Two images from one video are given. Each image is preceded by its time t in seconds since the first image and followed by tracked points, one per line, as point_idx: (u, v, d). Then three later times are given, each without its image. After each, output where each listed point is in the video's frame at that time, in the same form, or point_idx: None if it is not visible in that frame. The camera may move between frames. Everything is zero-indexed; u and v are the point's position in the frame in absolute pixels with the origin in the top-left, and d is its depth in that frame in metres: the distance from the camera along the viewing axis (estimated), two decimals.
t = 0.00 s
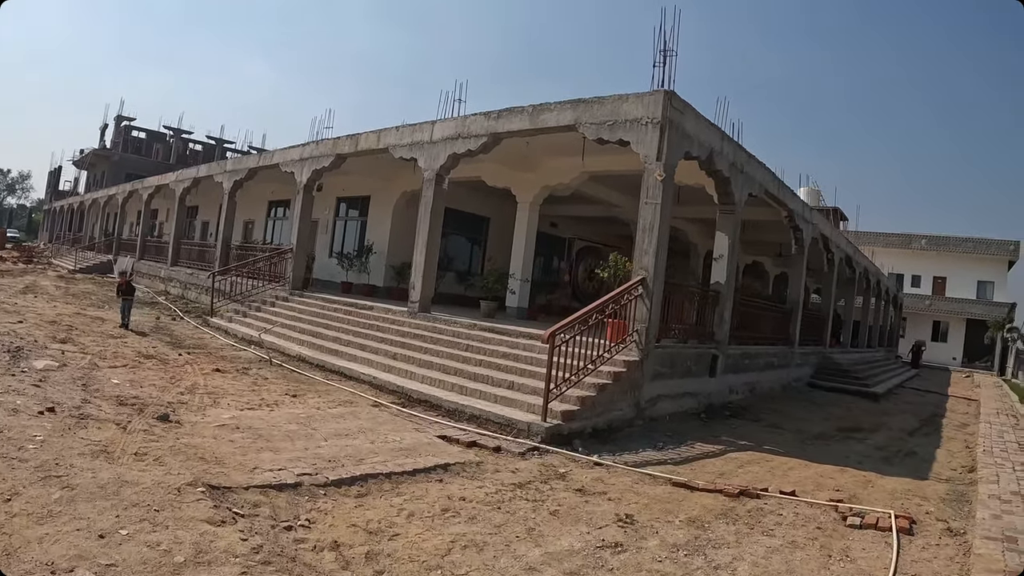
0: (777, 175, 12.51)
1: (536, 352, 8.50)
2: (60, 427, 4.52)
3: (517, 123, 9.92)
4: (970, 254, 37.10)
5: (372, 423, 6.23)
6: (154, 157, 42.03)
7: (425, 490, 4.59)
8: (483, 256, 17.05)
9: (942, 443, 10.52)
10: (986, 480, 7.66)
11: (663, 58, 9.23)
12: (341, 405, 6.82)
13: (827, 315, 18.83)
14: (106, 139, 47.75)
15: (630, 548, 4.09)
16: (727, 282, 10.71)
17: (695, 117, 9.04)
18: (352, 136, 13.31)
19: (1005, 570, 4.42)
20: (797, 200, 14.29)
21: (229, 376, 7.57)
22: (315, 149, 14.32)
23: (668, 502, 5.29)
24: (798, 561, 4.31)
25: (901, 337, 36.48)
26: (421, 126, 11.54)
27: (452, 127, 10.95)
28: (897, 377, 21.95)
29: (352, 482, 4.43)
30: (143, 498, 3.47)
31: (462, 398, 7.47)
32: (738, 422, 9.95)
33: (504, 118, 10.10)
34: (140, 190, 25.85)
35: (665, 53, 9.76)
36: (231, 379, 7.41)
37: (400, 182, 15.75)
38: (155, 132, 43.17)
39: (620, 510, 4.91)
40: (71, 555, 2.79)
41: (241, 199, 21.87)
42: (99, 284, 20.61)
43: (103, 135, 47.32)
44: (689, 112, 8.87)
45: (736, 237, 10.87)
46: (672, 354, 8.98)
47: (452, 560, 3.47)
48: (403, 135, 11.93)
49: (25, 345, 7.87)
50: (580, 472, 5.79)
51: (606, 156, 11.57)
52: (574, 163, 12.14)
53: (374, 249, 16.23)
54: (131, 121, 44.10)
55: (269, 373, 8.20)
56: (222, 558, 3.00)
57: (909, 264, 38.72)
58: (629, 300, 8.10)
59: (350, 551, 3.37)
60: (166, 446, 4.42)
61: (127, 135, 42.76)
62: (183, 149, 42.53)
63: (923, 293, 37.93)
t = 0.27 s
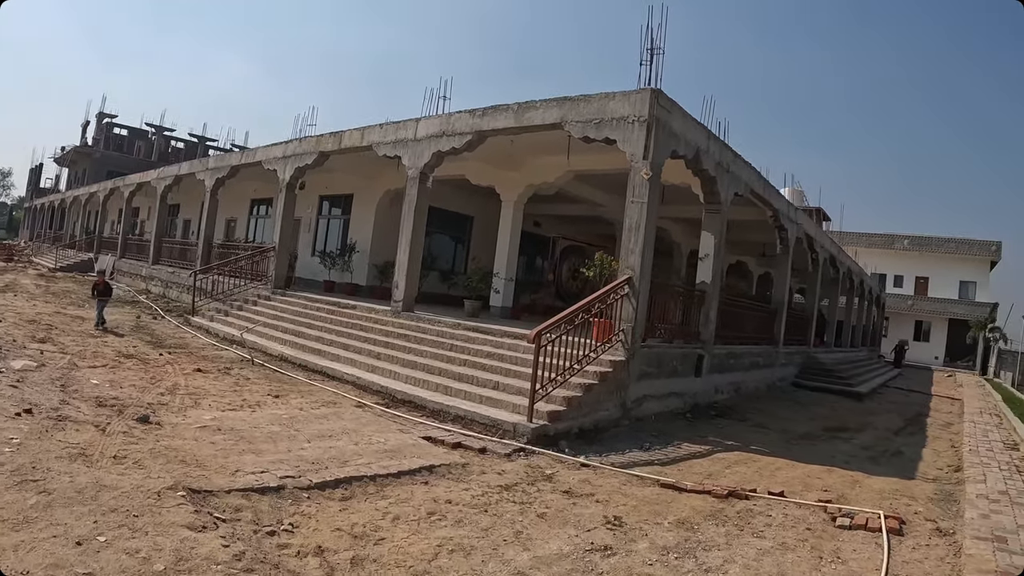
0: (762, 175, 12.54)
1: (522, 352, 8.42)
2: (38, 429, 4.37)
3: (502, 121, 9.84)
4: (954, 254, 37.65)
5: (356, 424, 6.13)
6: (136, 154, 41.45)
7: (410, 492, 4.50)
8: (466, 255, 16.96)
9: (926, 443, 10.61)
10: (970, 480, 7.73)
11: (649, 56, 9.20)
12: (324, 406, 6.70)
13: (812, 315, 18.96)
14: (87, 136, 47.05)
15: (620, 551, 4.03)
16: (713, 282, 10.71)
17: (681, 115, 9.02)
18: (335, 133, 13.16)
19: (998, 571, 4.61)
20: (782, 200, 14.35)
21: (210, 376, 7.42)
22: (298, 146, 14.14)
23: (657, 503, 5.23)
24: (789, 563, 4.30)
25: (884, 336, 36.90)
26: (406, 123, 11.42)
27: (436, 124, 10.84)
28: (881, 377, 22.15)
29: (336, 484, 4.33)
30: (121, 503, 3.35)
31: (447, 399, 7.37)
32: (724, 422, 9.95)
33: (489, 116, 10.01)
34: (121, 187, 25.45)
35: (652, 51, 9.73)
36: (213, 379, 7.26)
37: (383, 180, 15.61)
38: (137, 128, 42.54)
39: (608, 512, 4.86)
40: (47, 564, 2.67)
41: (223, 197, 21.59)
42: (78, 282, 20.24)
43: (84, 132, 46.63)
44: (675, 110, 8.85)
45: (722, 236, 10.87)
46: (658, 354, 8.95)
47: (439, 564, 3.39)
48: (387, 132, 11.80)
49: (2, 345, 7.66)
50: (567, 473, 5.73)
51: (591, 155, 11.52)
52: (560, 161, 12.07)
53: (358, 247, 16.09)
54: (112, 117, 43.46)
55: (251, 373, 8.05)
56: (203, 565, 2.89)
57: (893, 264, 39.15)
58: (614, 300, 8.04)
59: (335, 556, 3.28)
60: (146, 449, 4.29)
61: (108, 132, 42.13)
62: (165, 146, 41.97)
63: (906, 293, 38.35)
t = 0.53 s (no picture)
0: (760, 174, 12.50)
1: (520, 353, 8.34)
2: (29, 433, 4.26)
3: (500, 119, 9.75)
4: (946, 254, 37.89)
5: (353, 426, 6.03)
6: (128, 152, 41.10)
7: (411, 497, 4.42)
8: (461, 254, 16.86)
9: (924, 444, 10.60)
10: (970, 482, 7.72)
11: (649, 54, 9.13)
12: (321, 408, 6.59)
13: (808, 314, 18.98)
14: (78, 134, 46.66)
15: (626, 557, 3.97)
16: (711, 281, 10.66)
17: (680, 114, 8.95)
18: (330, 131, 13.04)
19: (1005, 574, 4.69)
20: (779, 199, 14.32)
21: (204, 378, 7.30)
22: (292, 145, 14.01)
23: (660, 507, 5.17)
24: (796, 567, 4.28)
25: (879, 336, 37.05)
26: (401, 121, 11.32)
27: (432, 122, 10.74)
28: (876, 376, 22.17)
29: (336, 489, 4.25)
30: (116, 512, 3.25)
31: (445, 400, 7.28)
32: (723, 422, 9.89)
33: (486, 114, 9.92)
34: (112, 186, 25.21)
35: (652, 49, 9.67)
36: (207, 381, 7.14)
37: (378, 179, 15.49)
38: (129, 126, 42.20)
39: (612, 515, 4.79)
40: None
41: (216, 195, 21.41)
42: (70, 282, 20.03)
43: (76, 130, 46.27)
44: (675, 109, 8.79)
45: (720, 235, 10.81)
46: (657, 354, 8.89)
47: (444, 572, 3.31)
48: (383, 130, 11.68)
49: None
50: (569, 476, 5.65)
51: (589, 154, 11.42)
52: (557, 160, 11.96)
53: (352, 246, 15.97)
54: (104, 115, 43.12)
55: (246, 374, 7.94)
56: None
57: (887, 263, 39.29)
58: (614, 300, 7.96)
59: (337, 565, 3.20)
60: (140, 454, 4.19)
61: (100, 130, 41.78)
62: (157, 145, 41.66)
63: (900, 293, 38.48)
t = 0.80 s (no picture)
0: (759, 174, 12.47)
1: (520, 355, 8.25)
2: (23, 443, 4.16)
3: (499, 119, 9.66)
4: (941, 253, 38.09)
5: (354, 431, 5.93)
6: (121, 152, 40.82)
7: (415, 505, 4.34)
8: (458, 255, 16.77)
9: (924, 445, 10.59)
10: (974, 484, 7.71)
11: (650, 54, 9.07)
12: (320, 412, 6.49)
13: (806, 314, 18.99)
14: (71, 133, 46.36)
15: (637, 565, 3.90)
16: (712, 281, 10.60)
17: (682, 114, 8.89)
18: (326, 131, 12.93)
19: None
20: (778, 199, 14.29)
21: (201, 382, 7.19)
22: (288, 144, 13.88)
23: (667, 512, 5.12)
24: (808, 574, 4.23)
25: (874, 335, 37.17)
26: (399, 121, 11.21)
27: (430, 122, 10.64)
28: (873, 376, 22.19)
29: (339, 498, 4.16)
30: (116, 526, 3.16)
31: (445, 403, 7.19)
32: (724, 424, 9.84)
33: (485, 113, 9.83)
34: (105, 186, 24.99)
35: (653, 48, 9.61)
36: (204, 385, 7.02)
37: (374, 178, 15.38)
38: (122, 125, 41.92)
39: (619, 522, 4.73)
40: None
41: (210, 195, 21.25)
42: (63, 283, 19.83)
43: (69, 129, 45.98)
44: (676, 109, 8.72)
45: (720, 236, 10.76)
46: (658, 355, 8.83)
47: None
48: (380, 130, 11.57)
49: None
50: (573, 481, 5.58)
51: (588, 153, 11.33)
52: (556, 160, 11.87)
53: (348, 247, 15.85)
54: (98, 114, 42.83)
55: (243, 378, 7.82)
56: None
57: (882, 262, 39.45)
58: (616, 302, 7.89)
59: None
60: (138, 464, 4.09)
61: (93, 130, 41.50)
62: (151, 144, 41.42)
63: (895, 292, 38.59)
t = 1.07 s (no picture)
0: (758, 172, 12.42)
1: (520, 354, 8.18)
2: (17, 447, 4.07)
3: (498, 116, 9.58)
4: (937, 251, 38.22)
5: (354, 433, 5.86)
6: (116, 151, 40.57)
7: (418, 508, 4.27)
8: (455, 254, 16.68)
9: (924, 444, 10.59)
10: (976, 484, 7.70)
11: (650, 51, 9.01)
12: (319, 413, 6.41)
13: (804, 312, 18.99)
14: (65, 132, 46.11)
15: (644, 569, 3.85)
16: (712, 280, 10.55)
17: (682, 112, 8.83)
18: (323, 129, 12.82)
19: None
20: (777, 197, 14.26)
21: (198, 383, 7.10)
22: (284, 142, 13.77)
23: (672, 514, 5.09)
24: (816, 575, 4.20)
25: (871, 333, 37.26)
26: (396, 119, 11.12)
27: (428, 120, 10.55)
28: (871, 374, 22.20)
29: (340, 502, 4.09)
30: (113, 534, 3.08)
31: (445, 404, 7.11)
32: (725, 423, 9.80)
33: (483, 111, 9.75)
34: (99, 185, 24.80)
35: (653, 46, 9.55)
36: (201, 386, 6.94)
37: (371, 177, 15.28)
38: (117, 125, 41.71)
39: (624, 524, 4.68)
40: None
41: (206, 194, 21.12)
42: (57, 282, 19.68)
43: (63, 128, 45.75)
44: (677, 106, 8.67)
45: (720, 234, 10.71)
46: (659, 354, 8.77)
47: None
48: (377, 128, 11.47)
49: None
50: (576, 483, 5.52)
51: (587, 151, 11.25)
52: (554, 158, 11.78)
53: (345, 246, 15.74)
54: (93, 113, 42.61)
55: (240, 379, 7.73)
56: None
57: (879, 260, 39.53)
58: (617, 301, 7.82)
59: None
60: (135, 468, 4.01)
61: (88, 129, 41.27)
62: (146, 143, 41.22)
63: (891, 289, 38.69)
